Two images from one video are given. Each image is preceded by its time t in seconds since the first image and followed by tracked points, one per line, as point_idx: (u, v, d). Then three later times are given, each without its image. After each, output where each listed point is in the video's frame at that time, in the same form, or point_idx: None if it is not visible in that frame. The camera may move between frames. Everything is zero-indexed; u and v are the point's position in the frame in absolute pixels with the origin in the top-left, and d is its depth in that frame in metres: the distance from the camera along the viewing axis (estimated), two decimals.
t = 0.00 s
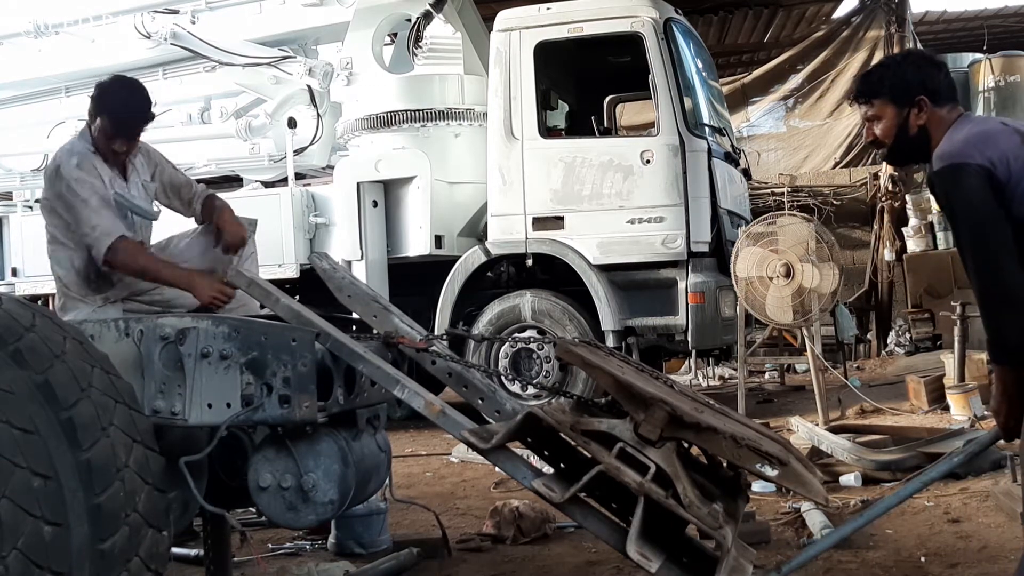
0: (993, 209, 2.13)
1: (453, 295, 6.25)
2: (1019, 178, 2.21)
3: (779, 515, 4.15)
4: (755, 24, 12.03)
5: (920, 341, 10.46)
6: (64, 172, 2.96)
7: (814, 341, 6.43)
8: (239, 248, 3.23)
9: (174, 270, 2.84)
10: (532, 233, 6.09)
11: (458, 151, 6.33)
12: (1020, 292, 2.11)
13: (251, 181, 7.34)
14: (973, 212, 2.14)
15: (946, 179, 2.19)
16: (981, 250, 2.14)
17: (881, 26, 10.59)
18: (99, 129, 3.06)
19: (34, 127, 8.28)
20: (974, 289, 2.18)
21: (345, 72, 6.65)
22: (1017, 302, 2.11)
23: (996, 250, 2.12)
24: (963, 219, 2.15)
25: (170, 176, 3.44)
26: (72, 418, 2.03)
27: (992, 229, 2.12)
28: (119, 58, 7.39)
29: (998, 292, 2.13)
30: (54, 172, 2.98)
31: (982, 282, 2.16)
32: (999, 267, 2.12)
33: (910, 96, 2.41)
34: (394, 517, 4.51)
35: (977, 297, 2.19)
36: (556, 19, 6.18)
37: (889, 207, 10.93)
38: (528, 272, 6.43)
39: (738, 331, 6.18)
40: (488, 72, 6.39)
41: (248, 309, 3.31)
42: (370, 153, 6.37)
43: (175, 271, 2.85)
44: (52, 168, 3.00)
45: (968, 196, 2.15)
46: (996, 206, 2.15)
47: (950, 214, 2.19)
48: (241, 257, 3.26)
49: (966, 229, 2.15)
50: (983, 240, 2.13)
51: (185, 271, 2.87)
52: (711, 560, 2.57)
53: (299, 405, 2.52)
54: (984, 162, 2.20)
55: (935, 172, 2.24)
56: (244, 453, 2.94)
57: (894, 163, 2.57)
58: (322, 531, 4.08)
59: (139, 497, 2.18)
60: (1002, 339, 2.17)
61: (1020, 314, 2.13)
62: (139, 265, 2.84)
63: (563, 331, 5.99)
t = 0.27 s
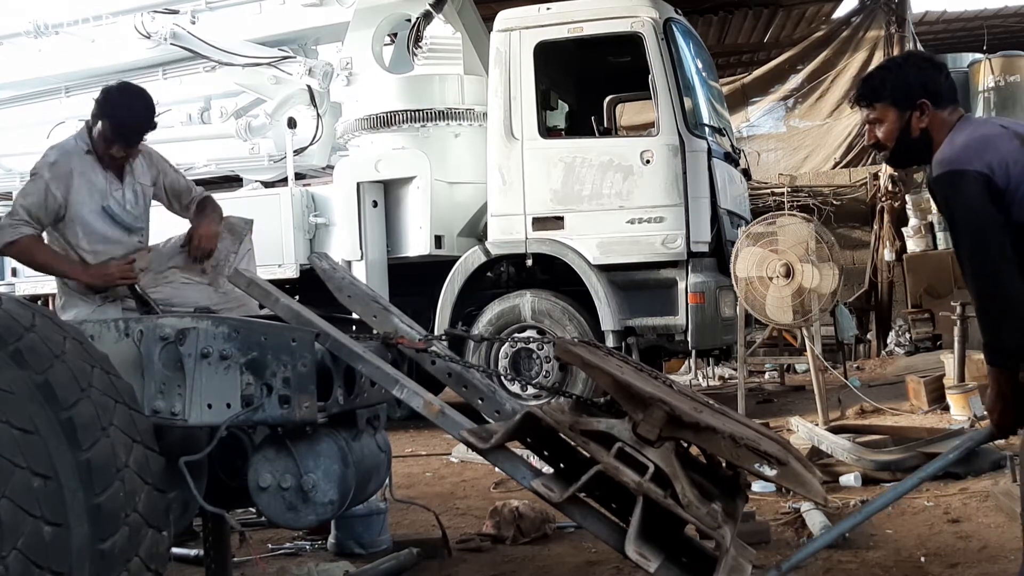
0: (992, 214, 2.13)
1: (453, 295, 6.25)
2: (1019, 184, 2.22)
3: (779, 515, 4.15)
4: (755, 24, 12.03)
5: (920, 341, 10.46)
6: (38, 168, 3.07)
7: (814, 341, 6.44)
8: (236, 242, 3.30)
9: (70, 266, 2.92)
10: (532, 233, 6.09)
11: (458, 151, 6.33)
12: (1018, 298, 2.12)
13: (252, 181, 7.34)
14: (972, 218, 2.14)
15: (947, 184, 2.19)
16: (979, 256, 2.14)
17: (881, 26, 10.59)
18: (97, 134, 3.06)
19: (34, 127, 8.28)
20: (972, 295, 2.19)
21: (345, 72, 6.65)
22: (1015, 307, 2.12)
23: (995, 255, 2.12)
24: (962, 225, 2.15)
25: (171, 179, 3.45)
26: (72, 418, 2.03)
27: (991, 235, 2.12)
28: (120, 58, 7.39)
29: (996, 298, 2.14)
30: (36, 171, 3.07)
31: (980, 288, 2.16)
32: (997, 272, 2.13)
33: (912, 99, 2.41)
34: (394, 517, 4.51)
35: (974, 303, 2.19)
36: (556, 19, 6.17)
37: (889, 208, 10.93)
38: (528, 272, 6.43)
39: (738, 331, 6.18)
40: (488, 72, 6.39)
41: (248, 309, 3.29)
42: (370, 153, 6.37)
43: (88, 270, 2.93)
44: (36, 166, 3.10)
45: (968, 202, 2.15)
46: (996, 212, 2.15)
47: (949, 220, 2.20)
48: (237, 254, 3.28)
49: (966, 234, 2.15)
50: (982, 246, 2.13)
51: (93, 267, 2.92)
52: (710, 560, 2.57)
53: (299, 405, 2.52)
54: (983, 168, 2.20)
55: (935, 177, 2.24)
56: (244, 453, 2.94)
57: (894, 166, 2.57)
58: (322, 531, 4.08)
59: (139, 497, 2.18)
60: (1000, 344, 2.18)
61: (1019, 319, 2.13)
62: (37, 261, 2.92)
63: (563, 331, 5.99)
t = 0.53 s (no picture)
0: (988, 214, 2.13)
1: (453, 295, 6.25)
2: (1018, 183, 2.22)
3: (779, 515, 4.15)
4: (755, 24, 12.03)
5: (920, 342, 10.47)
6: (45, 163, 3.06)
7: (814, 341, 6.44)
8: (239, 244, 3.22)
9: (116, 254, 2.92)
10: (532, 233, 6.09)
11: (458, 151, 6.33)
12: (1015, 298, 2.11)
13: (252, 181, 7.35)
14: (969, 217, 2.14)
15: (944, 183, 2.20)
16: (976, 256, 2.14)
17: (881, 26, 10.59)
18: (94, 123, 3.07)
19: (34, 127, 8.28)
20: (970, 295, 2.18)
21: (345, 73, 6.66)
22: (1012, 307, 2.11)
23: (992, 255, 2.12)
24: (959, 224, 2.15)
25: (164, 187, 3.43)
26: (72, 418, 2.03)
27: (987, 234, 2.12)
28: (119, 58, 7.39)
29: (993, 299, 2.13)
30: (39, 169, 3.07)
31: (976, 288, 2.16)
32: (994, 272, 2.12)
33: (912, 98, 2.41)
34: (394, 517, 4.51)
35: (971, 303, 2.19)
36: (556, 19, 6.18)
37: (889, 208, 10.88)
38: (527, 272, 6.43)
39: (738, 331, 6.19)
40: (488, 72, 6.40)
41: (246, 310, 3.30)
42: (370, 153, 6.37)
43: (131, 255, 2.95)
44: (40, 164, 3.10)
45: (965, 201, 2.15)
46: (993, 212, 2.15)
47: (947, 219, 2.20)
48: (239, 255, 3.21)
49: (963, 233, 2.15)
50: (978, 245, 2.13)
51: (137, 254, 2.95)
52: (710, 560, 2.58)
53: (299, 405, 2.52)
54: (981, 167, 2.20)
55: (933, 176, 2.25)
56: (243, 452, 2.94)
57: (896, 165, 2.57)
58: (322, 531, 4.08)
59: (139, 497, 2.18)
60: (997, 345, 2.17)
61: (1017, 320, 2.12)
62: (79, 254, 2.91)
63: (563, 331, 5.99)
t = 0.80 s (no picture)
0: (986, 214, 2.13)
1: (453, 295, 6.25)
2: (1014, 183, 2.22)
3: (779, 515, 4.15)
4: (755, 24, 12.03)
5: (920, 342, 10.46)
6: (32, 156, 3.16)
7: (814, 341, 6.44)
8: (240, 247, 3.28)
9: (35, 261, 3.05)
10: (532, 233, 6.09)
11: (458, 151, 6.33)
12: (1013, 298, 2.11)
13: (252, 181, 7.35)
14: (967, 217, 2.14)
15: (942, 183, 2.20)
16: (974, 256, 2.14)
17: (881, 26, 10.59)
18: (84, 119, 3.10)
19: (34, 127, 8.28)
20: (967, 295, 2.18)
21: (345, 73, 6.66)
22: (1010, 307, 2.11)
23: (990, 255, 2.12)
24: (957, 225, 2.15)
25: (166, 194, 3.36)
26: (72, 418, 2.03)
27: (985, 234, 2.12)
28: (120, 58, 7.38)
29: (990, 299, 2.13)
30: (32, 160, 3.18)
31: (974, 288, 2.16)
32: (991, 272, 2.12)
33: (908, 99, 2.41)
34: (394, 517, 4.51)
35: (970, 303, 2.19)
36: (555, 19, 6.18)
37: (889, 207, 11.04)
38: (527, 272, 6.43)
39: (738, 331, 6.19)
40: (488, 72, 6.39)
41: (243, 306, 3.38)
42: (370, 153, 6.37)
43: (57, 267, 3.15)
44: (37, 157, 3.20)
45: (962, 201, 2.15)
46: (991, 212, 2.15)
47: (945, 220, 2.20)
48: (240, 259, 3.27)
49: (961, 233, 2.15)
50: (976, 246, 2.13)
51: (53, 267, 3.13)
52: (710, 560, 2.58)
53: (299, 405, 2.52)
54: (978, 167, 2.20)
55: (930, 177, 2.25)
56: (244, 452, 2.94)
57: (893, 165, 2.57)
58: (322, 531, 4.08)
59: (139, 497, 2.18)
60: (995, 345, 2.17)
61: (1014, 320, 2.12)
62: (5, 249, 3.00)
63: (563, 331, 5.99)
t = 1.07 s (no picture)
0: (986, 215, 2.13)
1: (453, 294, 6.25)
2: (1014, 184, 2.22)
3: (779, 515, 4.15)
4: (755, 24, 12.02)
5: (920, 342, 10.46)
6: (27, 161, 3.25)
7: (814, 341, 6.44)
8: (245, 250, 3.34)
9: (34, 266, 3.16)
10: (532, 233, 6.09)
11: (458, 151, 6.33)
12: (1013, 298, 2.11)
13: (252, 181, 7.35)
14: (967, 218, 2.14)
15: (941, 185, 2.20)
16: (974, 256, 2.14)
17: (881, 26, 10.59)
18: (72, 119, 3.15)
19: (34, 127, 8.28)
20: (967, 296, 2.18)
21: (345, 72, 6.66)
22: (1010, 308, 2.11)
23: (990, 255, 2.12)
24: (956, 225, 2.15)
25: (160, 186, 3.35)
26: (72, 418, 2.03)
27: (985, 235, 2.12)
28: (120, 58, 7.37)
29: (990, 299, 2.13)
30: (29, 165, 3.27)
31: (974, 288, 2.15)
32: (991, 273, 2.12)
33: (905, 100, 2.41)
34: (394, 517, 4.51)
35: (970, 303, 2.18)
36: (555, 19, 6.18)
37: (889, 208, 11.07)
38: (527, 272, 6.43)
39: (738, 331, 6.19)
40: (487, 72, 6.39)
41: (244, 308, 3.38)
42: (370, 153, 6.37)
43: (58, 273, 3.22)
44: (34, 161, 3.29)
45: (962, 202, 2.15)
46: (991, 212, 2.15)
47: (945, 221, 2.20)
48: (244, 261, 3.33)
49: (961, 234, 2.15)
50: (976, 246, 2.13)
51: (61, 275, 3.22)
52: (709, 559, 2.58)
53: (299, 405, 2.52)
54: (978, 168, 2.20)
55: (930, 178, 2.25)
56: (244, 452, 2.94)
57: (890, 167, 2.57)
58: (322, 531, 4.08)
59: (139, 497, 2.18)
60: (995, 346, 2.16)
61: (1014, 321, 2.11)
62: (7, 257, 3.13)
63: (563, 331, 5.99)
